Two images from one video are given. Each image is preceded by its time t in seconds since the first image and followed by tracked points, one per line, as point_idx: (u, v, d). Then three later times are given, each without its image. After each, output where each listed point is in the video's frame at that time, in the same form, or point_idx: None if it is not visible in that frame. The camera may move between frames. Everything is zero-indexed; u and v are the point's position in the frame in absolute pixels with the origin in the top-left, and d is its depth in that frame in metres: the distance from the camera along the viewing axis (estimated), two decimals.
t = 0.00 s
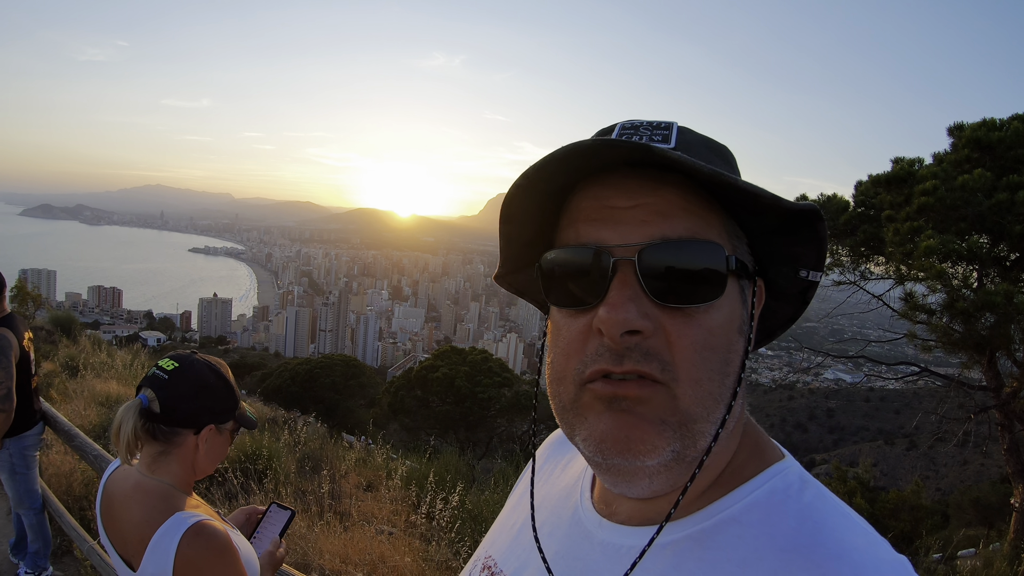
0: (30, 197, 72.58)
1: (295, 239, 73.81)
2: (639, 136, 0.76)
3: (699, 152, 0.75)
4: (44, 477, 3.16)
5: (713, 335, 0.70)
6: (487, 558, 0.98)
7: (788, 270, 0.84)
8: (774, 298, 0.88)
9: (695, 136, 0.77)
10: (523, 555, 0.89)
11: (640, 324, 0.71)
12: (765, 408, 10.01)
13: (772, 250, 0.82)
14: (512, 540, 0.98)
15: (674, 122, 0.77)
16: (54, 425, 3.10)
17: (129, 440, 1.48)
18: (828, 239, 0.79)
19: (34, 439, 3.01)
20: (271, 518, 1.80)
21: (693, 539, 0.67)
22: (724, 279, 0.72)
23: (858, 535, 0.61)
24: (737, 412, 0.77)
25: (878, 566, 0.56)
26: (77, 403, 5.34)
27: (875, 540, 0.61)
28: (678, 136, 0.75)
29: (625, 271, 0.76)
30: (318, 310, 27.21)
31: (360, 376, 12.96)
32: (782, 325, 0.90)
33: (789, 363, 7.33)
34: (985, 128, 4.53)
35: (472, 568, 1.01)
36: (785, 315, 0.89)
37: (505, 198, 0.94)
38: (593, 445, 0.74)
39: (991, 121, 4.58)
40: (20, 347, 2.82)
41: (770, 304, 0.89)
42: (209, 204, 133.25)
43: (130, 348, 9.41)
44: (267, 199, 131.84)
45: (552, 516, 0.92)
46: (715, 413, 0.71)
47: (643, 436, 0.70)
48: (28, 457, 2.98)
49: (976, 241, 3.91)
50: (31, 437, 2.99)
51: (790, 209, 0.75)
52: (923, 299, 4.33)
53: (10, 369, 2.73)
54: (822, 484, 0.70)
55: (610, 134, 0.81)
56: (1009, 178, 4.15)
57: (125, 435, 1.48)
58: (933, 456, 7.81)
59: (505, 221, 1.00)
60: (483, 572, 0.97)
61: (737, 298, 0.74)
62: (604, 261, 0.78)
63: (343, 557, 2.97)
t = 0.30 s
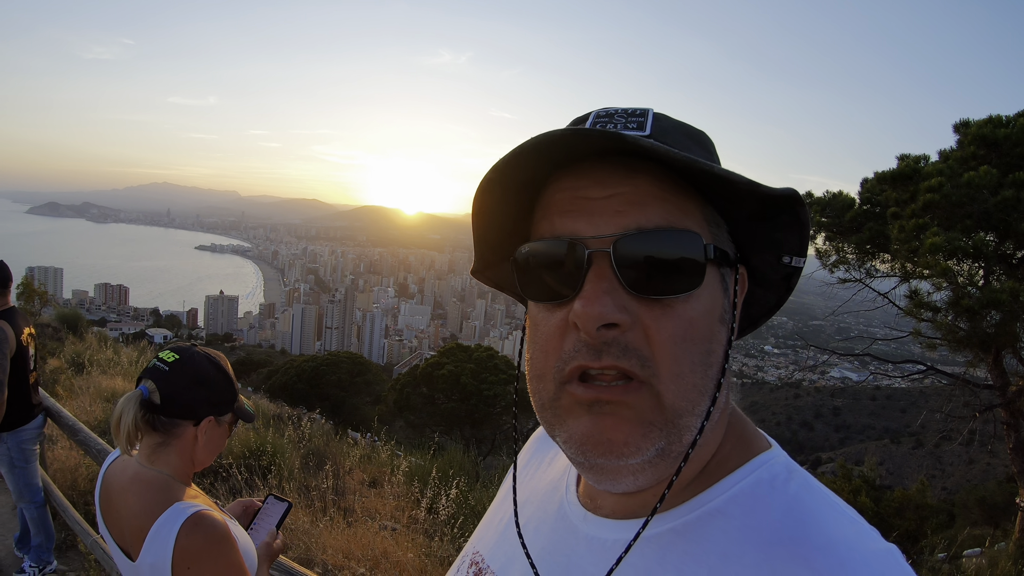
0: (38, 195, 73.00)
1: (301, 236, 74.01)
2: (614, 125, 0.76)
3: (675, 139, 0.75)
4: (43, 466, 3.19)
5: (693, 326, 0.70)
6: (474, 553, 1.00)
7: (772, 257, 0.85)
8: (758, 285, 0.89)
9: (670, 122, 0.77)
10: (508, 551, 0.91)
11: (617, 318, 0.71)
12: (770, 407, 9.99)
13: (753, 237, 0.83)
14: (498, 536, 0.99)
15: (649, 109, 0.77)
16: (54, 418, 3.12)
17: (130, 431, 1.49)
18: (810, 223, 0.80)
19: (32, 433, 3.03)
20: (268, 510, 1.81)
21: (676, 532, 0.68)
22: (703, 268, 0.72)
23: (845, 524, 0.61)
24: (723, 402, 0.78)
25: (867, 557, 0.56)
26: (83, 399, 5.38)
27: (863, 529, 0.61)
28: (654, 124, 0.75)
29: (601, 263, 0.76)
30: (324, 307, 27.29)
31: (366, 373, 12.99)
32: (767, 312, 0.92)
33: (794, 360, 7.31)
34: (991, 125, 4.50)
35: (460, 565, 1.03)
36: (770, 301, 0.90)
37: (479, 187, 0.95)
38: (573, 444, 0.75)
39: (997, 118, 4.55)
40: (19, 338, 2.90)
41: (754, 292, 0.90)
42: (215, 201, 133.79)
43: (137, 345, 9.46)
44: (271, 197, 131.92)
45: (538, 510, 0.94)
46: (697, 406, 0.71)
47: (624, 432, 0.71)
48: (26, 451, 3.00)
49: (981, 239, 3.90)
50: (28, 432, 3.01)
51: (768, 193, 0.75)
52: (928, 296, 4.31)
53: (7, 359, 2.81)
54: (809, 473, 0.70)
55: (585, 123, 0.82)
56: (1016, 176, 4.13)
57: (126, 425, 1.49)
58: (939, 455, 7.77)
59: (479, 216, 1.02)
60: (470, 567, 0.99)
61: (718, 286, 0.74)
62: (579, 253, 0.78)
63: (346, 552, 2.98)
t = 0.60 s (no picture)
0: (50, 195, 73.76)
1: (309, 237, 74.32)
2: (590, 122, 0.79)
3: (653, 133, 0.77)
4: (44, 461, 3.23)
5: (669, 335, 0.72)
6: (465, 553, 1.03)
7: (762, 254, 0.86)
8: (751, 282, 0.91)
9: (650, 117, 0.78)
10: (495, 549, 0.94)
11: (588, 331, 0.73)
12: (779, 409, 9.94)
13: (740, 235, 0.84)
14: (488, 537, 1.02)
15: (628, 103, 0.79)
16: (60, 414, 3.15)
17: (134, 425, 1.50)
18: (799, 217, 0.81)
19: (34, 429, 3.04)
20: (270, 510, 1.82)
21: (657, 538, 0.70)
22: (680, 272, 0.73)
23: (830, 530, 0.62)
24: (711, 409, 0.80)
25: (850, 563, 0.57)
26: (91, 398, 5.43)
27: (851, 536, 0.62)
28: (631, 118, 0.77)
29: (572, 273, 0.78)
30: (333, 307, 27.39)
31: (375, 373, 13.02)
32: (762, 308, 0.94)
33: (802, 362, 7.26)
34: (1001, 126, 4.46)
35: (450, 565, 1.06)
36: (763, 299, 0.92)
37: (456, 185, 0.97)
38: (546, 458, 0.77)
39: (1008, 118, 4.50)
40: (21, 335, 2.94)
41: (748, 289, 0.92)
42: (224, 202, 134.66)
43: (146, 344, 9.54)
44: (278, 197, 132.14)
45: (525, 510, 0.98)
46: (671, 418, 0.73)
47: (595, 444, 0.73)
48: (29, 447, 3.02)
49: (991, 240, 3.86)
50: (30, 428, 3.02)
51: (751, 193, 0.75)
52: (937, 298, 4.27)
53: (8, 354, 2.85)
54: (800, 476, 0.72)
55: (564, 120, 0.84)
56: None
57: (131, 420, 1.51)
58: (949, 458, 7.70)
59: (459, 213, 1.03)
60: (460, 567, 1.02)
61: (698, 292, 0.75)
62: (553, 262, 0.81)
63: (351, 552, 2.99)
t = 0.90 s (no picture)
0: (59, 197, 74.31)
1: (316, 238, 74.58)
2: (593, 122, 0.80)
3: (656, 132, 0.77)
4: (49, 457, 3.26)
5: (664, 334, 0.72)
6: (467, 543, 1.04)
7: (767, 252, 0.86)
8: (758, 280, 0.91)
9: (653, 117, 0.78)
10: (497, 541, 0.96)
11: (582, 328, 0.74)
12: (786, 410, 9.90)
13: (743, 234, 0.84)
14: (490, 528, 1.03)
15: (632, 102, 0.79)
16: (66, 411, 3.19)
17: (142, 419, 1.52)
18: (802, 217, 0.80)
19: (36, 427, 3.05)
20: (275, 510, 1.84)
21: (658, 529, 0.71)
22: (675, 271, 0.74)
23: (830, 527, 0.62)
24: (713, 404, 0.80)
25: (849, 559, 0.58)
26: (99, 398, 5.48)
27: (852, 533, 0.62)
28: (634, 118, 0.78)
29: (568, 272, 0.80)
30: (339, 308, 27.49)
31: (382, 373, 13.06)
32: (770, 306, 0.94)
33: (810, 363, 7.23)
34: (1010, 125, 4.42)
35: (453, 556, 1.07)
36: (772, 296, 0.92)
37: (459, 184, 0.97)
38: (541, 451, 0.79)
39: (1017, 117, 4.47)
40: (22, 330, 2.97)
41: (755, 287, 0.92)
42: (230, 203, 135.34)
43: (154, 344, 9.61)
44: (284, 198, 132.27)
45: (528, 502, 0.98)
46: (666, 415, 0.73)
47: (587, 439, 0.74)
48: (30, 445, 3.04)
49: (999, 239, 3.83)
50: (31, 425, 3.03)
51: (752, 194, 0.75)
52: (945, 298, 4.25)
53: (8, 349, 2.87)
54: (801, 472, 0.73)
55: (568, 120, 0.85)
56: None
57: (139, 414, 1.52)
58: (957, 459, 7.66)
59: (463, 212, 1.04)
60: (462, 557, 1.03)
61: (695, 290, 0.75)
62: (550, 262, 0.82)
63: (358, 551, 3.00)
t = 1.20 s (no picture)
0: (63, 203, 74.63)
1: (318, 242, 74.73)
2: (587, 138, 0.81)
3: (648, 147, 0.78)
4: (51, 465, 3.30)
5: (652, 344, 0.73)
6: (468, 544, 1.05)
7: (760, 263, 0.87)
8: (753, 291, 0.91)
9: (645, 132, 0.79)
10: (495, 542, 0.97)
11: (570, 338, 0.76)
12: (790, 412, 9.88)
13: (737, 244, 0.84)
14: (490, 529, 1.04)
15: (626, 117, 0.80)
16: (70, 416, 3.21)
17: (146, 425, 1.54)
18: (792, 230, 0.81)
19: (35, 433, 3.06)
20: (277, 516, 1.85)
21: (648, 532, 0.72)
22: (663, 283, 0.75)
23: (818, 533, 0.63)
24: (705, 411, 0.81)
25: (833, 562, 0.59)
26: (103, 404, 5.50)
27: (839, 539, 0.63)
28: (626, 134, 0.79)
29: (558, 285, 0.81)
30: (343, 313, 27.53)
31: (386, 378, 13.06)
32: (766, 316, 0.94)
33: (813, 365, 7.21)
34: (1011, 125, 4.42)
35: (454, 555, 1.08)
36: (768, 308, 0.92)
37: (457, 198, 0.99)
38: (532, 454, 0.80)
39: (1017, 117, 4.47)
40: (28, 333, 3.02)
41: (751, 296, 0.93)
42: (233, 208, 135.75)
43: (158, 350, 9.64)
44: (286, 202, 132.39)
45: (526, 503, 0.99)
46: (653, 422, 0.74)
47: (577, 445, 0.75)
48: (27, 450, 3.04)
49: (1002, 240, 3.83)
50: (31, 432, 3.05)
51: (741, 209, 0.76)
52: (948, 299, 4.23)
53: (13, 350, 2.93)
54: (792, 480, 0.73)
55: (565, 134, 0.87)
56: None
57: (142, 420, 1.54)
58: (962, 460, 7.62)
59: (461, 224, 1.05)
60: (463, 557, 1.05)
61: (683, 301, 0.76)
62: (542, 274, 0.83)
63: (362, 556, 3.00)
